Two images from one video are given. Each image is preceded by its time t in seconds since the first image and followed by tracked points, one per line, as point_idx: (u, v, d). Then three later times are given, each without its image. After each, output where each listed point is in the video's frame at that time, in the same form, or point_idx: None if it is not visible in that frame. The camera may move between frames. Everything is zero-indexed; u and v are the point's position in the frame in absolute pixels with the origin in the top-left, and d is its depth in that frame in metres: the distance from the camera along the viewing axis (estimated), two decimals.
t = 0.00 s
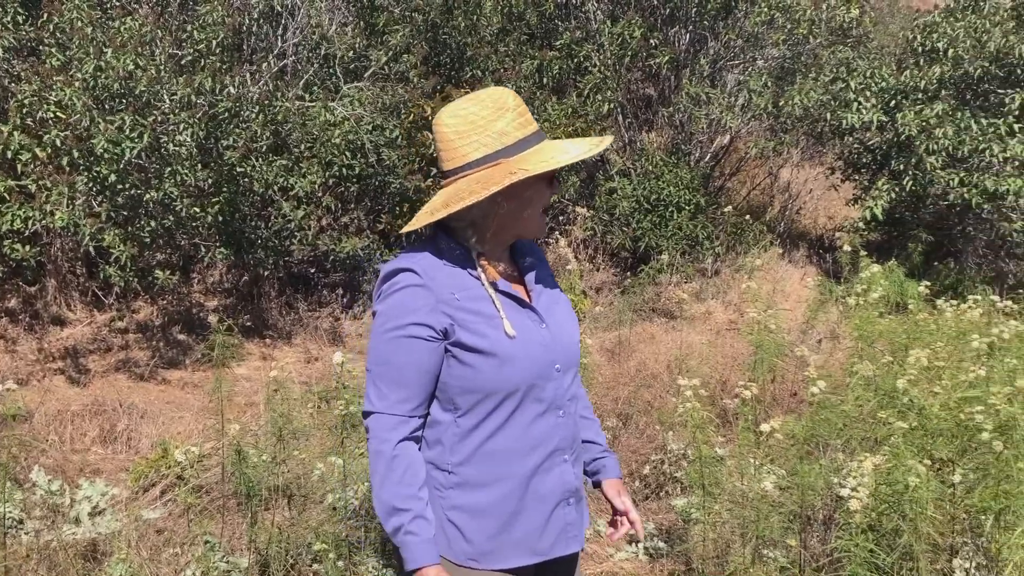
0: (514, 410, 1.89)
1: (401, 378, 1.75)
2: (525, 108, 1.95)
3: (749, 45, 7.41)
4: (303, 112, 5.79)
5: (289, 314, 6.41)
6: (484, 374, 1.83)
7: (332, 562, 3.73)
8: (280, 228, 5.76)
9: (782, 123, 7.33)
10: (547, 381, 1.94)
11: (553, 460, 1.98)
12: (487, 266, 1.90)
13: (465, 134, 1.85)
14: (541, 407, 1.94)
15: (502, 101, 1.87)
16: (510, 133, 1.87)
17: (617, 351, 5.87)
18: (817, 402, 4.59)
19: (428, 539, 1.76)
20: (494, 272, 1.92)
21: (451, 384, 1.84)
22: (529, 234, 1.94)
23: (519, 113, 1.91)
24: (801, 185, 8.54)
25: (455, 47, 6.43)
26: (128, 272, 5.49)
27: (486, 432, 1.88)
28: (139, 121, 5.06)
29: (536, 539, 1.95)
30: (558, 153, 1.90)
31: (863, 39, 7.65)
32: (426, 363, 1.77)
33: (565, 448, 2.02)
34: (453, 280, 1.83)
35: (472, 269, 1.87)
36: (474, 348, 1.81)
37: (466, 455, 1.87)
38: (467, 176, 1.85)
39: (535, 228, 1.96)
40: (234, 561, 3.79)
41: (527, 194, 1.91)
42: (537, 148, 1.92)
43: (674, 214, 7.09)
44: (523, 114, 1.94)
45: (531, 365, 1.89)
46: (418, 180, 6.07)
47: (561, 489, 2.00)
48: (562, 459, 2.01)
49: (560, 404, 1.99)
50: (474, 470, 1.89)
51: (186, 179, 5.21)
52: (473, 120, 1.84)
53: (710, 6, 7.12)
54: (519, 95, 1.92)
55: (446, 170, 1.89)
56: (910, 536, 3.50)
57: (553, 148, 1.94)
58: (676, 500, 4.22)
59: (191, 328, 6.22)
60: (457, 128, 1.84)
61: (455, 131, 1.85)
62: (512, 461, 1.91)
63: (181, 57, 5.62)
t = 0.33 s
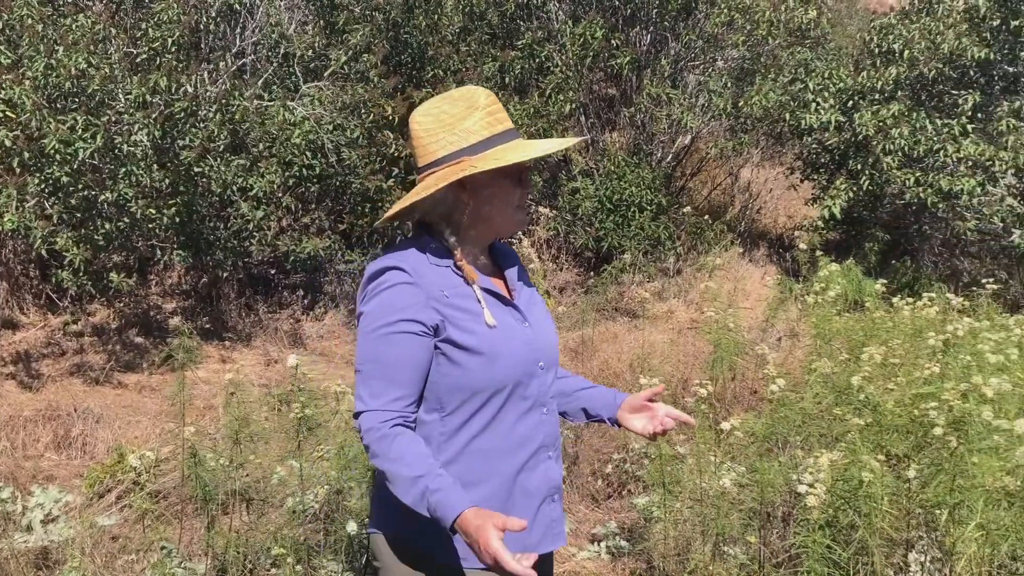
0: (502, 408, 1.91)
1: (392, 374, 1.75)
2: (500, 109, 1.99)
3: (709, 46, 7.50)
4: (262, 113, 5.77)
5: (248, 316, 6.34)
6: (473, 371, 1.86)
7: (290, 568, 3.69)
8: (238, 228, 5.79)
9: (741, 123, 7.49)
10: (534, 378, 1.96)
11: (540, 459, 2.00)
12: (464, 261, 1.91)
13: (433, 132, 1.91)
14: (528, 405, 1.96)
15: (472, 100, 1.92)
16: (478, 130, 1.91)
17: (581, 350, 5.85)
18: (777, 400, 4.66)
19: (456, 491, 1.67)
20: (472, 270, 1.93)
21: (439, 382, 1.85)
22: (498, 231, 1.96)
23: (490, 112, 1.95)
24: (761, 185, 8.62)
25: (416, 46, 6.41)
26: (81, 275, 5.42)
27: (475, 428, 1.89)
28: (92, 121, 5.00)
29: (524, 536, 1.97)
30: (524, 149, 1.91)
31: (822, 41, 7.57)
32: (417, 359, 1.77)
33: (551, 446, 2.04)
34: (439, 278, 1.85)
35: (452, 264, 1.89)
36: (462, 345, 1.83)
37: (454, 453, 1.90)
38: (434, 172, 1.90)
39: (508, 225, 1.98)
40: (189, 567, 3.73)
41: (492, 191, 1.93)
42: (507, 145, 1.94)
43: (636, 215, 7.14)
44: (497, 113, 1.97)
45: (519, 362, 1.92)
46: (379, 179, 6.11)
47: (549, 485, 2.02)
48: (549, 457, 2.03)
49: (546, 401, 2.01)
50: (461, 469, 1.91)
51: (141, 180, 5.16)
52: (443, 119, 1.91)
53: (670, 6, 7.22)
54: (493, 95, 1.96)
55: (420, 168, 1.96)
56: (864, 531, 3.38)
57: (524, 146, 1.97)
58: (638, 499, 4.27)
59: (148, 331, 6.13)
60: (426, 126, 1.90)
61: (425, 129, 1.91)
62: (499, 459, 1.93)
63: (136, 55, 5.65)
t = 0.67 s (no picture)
0: (493, 409, 1.97)
1: (395, 376, 1.76)
2: (481, 114, 2.02)
3: (672, 48, 7.56)
4: (223, 112, 5.78)
5: (209, 318, 6.27)
6: (466, 372, 1.90)
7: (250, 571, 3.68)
8: (199, 229, 5.76)
9: (704, 124, 7.64)
10: (521, 378, 2.02)
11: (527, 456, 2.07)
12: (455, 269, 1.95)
13: (420, 140, 1.92)
14: (516, 405, 2.03)
15: (458, 107, 1.93)
16: (466, 136, 1.94)
17: (547, 348, 5.84)
18: (742, 397, 4.76)
19: (489, 448, 1.76)
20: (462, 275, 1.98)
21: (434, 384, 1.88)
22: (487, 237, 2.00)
23: (475, 118, 1.97)
24: (723, 185, 8.69)
25: (378, 47, 6.23)
26: (38, 277, 5.31)
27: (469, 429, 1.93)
28: (47, 119, 4.98)
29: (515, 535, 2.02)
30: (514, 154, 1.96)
31: (782, 42, 7.80)
32: (418, 360, 1.80)
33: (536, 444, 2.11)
34: (431, 282, 1.88)
35: (441, 270, 1.92)
36: (457, 348, 1.87)
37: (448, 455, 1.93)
38: (425, 179, 1.92)
39: (495, 229, 2.03)
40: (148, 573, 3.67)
41: (483, 198, 1.97)
42: (494, 150, 1.98)
43: (600, 215, 7.19)
44: (480, 118, 2.00)
45: (509, 364, 1.97)
46: (342, 180, 6.02)
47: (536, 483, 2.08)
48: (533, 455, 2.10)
49: (530, 401, 2.08)
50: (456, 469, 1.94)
51: (98, 180, 5.16)
52: (429, 126, 1.92)
53: (633, 7, 7.27)
54: (476, 101, 1.99)
55: (405, 175, 1.96)
56: (825, 528, 3.35)
57: (510, 151, 2.01)
58: (602, 498, 4.35)
59: (107, 333, 6.05)
60: (413, 134, 1.92)
61: (412, 137, 1.93)
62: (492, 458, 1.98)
63: (93, 53, 5.66)
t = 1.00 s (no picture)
0: (480, 411, 2.01)
1: (390, 380, 1.79)
2: (461, 122, 2.05)
3: (636, 50, 7.62)
4: (184, 113, 5.79)
5: (172, 322, 6.20)
6: (455, 376, 1.94)
7: None
8: (162, 232, 5.74)
9: (669, 125, 7.72)
10: (505, 381, 2.08)
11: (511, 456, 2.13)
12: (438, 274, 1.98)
13: (401, 147, 1.94)
14: (501, 406, 2.08)
15: (439, 114, 1.96)
16: (447, 144, 1.97)
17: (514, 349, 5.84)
18: (705, 397, 4.79)
19: (492, 441, 1.85)
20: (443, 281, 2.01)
21: (425, 388, 1.91)
22: (467, 244, 2.04)
23: (456, 126, 2.00)
24: (687, 186, 8.79)
25: (343, 48, 6.26)
26: None
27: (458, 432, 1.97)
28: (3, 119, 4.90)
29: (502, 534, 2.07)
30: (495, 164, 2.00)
31: (744, 45, 7.89)
32: (411, 365, 1.83)
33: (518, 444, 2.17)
34: (418, 287, 1.91)
35: (425, 275, 1.96)
36: (446, 351, 1.91)
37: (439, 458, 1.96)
38: (405, 186, 1.94)
39: (474, 235, 2.07)
40: None
41: (462, 206, 2.00)
42: (475, 158, 2.02)
43: (566, 216, 7.20)
44: (460, 126, 2.03)
45: (494, 366, 2.02)
46: (306, 181, 6.11)
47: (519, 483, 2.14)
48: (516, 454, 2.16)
49: (512, 402, 2.13)
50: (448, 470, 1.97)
51: (57, 181, 5.08)
52: (410, 133, 1.94)
53: (598, 9, 7.36)
54: (455, 108, 2.02)
55: (385, 180, 1.98)
56: (788, 527, 3.42)
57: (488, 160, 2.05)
58: (568, 499, 4.37)
59: (66, 338, 5.95)
60: (395, 140, 1.93)
61: (393, 144, 1.94)
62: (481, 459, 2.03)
63: (51, 54, 5.56)
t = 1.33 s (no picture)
0: (450, 412, 2.03)
1: (360, 385, 1.80)
2: (425, 125, 2.05)
3: (595, 53, 7.70)
4: (140, 115, 5.78)
5: (128, 327, 6.13)
6: (425, 378, 1.95)
7: None
8: (118, 237, 5.65)
9: (629, 128, 7.78)
10: (474, 383, 2.10)
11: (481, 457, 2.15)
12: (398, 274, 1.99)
13: (355, 147, 1.97)
14: (471, 408, 2.10)
15: (395, 116, 1.97)
16: (399, 146, 1.96)
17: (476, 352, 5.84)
18: (661, 397, 4.85)
19: (461, 443, 1.87)
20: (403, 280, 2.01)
21: (395, 391, 1.92)
22: (420, 245, 2.04)
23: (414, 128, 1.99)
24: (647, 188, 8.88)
25: (302, 49, 6.26)
26: None
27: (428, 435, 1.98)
28: None
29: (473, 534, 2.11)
30: (444, 164, 1.96)
31: (702, 49, 8.05)
32: (380, 368, 1.83)
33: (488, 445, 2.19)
34: (387, 291, 1.92)
35: (390, 275, 1.96)
36: (416, 354, 1.92)
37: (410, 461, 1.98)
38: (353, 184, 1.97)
39: (432, 238, 2.05)
40: None
41: (408, 207, 1.99)
42: (430, 160, 1.99)
43: (528, 218, 7.22)
44: (421, 128, 2.03)
45: (463, 368, 2.04)
46: (265, 184, 6.09)
47: (489, 483, 2.17)
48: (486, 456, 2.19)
49: (482, 404, 2.16)
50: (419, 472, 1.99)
51: (10, 185, 4.99)
52: (366, 133, 1.97)
53: (557, 12, 7.44)
54: (417, 111, 2.02)
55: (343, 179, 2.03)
56: (744, 524, 3.45)
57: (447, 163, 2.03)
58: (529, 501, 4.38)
59: (18, 344, 5.82)
60: (347, 141, 1.97)
61: (348, 144, 1.98)
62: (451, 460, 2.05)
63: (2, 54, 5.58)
